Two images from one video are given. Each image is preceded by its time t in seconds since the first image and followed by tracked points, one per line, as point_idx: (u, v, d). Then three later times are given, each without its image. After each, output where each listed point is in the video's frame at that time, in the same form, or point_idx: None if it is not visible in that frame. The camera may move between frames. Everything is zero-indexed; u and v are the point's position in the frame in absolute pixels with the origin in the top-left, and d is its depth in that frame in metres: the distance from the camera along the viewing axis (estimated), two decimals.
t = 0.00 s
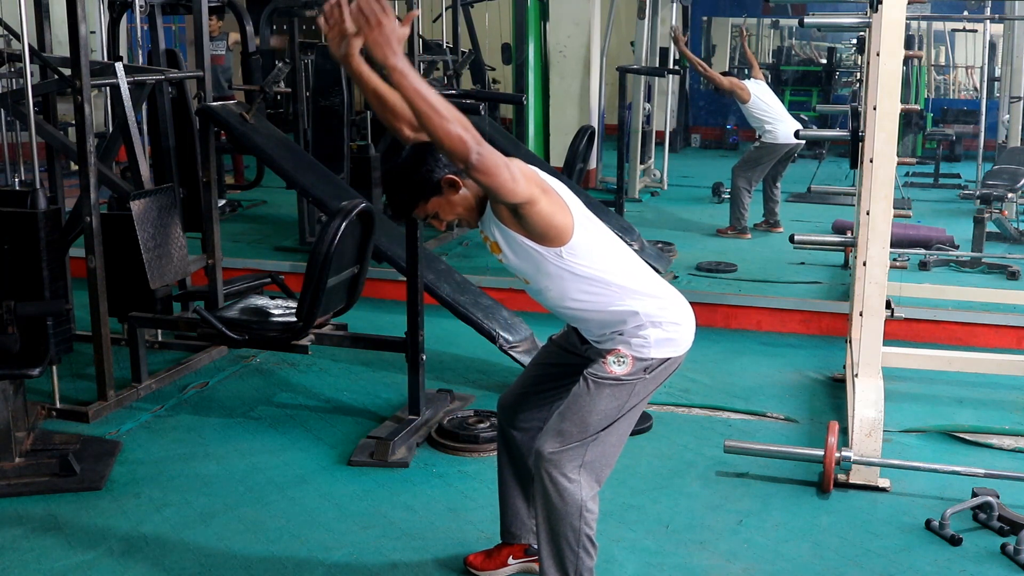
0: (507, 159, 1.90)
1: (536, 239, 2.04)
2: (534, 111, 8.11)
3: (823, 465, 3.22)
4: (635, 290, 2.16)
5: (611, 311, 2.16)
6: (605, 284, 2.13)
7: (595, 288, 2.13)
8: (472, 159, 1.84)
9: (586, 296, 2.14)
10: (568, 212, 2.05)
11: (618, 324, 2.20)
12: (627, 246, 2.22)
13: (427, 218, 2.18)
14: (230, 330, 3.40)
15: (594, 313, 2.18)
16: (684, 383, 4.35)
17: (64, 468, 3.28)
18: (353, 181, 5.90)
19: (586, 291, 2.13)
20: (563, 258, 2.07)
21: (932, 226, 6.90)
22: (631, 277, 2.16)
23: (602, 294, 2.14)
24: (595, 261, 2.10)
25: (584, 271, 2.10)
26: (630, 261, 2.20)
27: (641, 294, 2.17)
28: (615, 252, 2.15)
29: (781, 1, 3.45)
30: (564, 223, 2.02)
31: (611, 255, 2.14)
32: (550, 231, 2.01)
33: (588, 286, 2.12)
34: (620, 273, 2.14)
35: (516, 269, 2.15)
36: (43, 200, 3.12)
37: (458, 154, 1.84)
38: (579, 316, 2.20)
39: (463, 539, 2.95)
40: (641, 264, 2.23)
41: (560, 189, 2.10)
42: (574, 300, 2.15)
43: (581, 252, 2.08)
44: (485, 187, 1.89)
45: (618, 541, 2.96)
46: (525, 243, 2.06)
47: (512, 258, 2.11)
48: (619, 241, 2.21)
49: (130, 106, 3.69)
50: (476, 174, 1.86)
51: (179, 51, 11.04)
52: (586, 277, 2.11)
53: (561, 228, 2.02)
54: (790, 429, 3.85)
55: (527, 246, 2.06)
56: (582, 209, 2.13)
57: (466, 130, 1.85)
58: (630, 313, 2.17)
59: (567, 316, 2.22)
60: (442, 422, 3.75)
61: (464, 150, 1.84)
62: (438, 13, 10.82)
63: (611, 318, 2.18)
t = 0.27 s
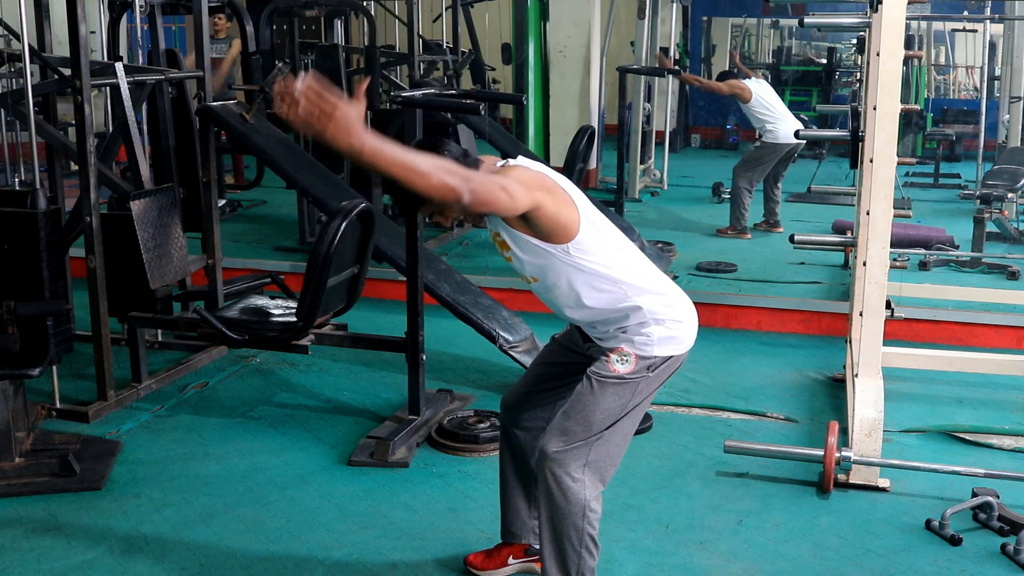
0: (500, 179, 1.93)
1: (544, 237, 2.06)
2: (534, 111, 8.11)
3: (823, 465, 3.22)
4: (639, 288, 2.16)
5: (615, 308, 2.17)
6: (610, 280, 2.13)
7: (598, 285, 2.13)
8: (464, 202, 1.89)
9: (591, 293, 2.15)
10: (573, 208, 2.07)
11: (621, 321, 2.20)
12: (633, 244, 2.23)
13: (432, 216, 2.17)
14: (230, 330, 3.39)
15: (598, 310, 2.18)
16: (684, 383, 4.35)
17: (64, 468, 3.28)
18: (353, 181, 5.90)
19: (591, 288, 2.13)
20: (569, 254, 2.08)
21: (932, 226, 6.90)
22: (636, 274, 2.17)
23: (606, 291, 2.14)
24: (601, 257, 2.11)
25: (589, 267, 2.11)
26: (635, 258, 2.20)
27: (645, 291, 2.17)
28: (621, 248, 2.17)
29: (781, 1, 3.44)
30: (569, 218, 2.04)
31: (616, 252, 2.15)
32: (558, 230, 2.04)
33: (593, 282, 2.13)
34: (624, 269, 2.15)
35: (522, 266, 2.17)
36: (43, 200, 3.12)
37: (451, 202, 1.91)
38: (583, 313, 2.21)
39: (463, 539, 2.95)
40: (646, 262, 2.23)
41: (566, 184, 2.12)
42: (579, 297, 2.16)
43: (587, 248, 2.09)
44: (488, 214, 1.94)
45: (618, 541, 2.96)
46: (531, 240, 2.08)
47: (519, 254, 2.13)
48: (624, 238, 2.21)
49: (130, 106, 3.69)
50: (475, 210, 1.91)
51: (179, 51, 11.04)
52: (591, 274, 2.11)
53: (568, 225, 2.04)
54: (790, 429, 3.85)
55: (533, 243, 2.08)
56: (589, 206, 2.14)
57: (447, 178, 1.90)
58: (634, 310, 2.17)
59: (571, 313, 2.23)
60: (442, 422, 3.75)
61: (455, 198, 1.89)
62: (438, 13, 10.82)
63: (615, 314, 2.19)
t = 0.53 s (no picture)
0: (501, 221, 1.92)
1: (548, 240, 2.07)
2: (534, 111, 8.12)
3: (823, 465, 3.22)
4: (639, 286, 2.16)
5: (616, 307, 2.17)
6: (611, 281, 2.14)
7: (600, 285, 2.13)
8: (474, 262, 1.93)
9: (592, 292, 2.15)
10: (576, 207, 2.06)
11: (621, 320, 2.20)
12: (635, 244, 2.23)
13: (430, 212, 2.18)
14: (230, 330, 3.39)
15: (599, 309, 2.19)
16: (684, 383, 4.35)
17: (64, 468, 3.28)
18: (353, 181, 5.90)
19: (592, 288, 2.14)
20: (571, 254, 2.09)
21: (932, 226, 6.90)
22: (637, 274, 2.17)
23: (609, 290, 2.15)
24: (603, 258, 2.12)
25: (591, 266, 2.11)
26: (638, 257, 2.21)
27: (645, 291, 2.17)
28: (624, 248, 2.17)
29: (781, 1, 3.44)
30: (573, 221, 2.05)
31: (618, 252, 2.15)
32: (563, 234, 2.05)
33: (594, 283, 2.13)
34: (626, 269, 2.15)
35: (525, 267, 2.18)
36: (43, 200, 3.12)
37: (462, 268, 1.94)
38: (583, 313, 2.21)
39: (463, 539, 2.95)
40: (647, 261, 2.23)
41: (567, 183, 2.11)
42: (581, 296, 2.16)
43: (589, 247, 2.09)
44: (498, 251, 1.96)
45: (618, 541, 2.96)
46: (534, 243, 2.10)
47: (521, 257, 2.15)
48: (625, 237, 2.21)
49: (130, 106, 3.69)
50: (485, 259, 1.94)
51: (179, 51, 11.04)
52: (592, 274, 2.12)
53: (570, 227, 2.05)
54: (790, 429, 3.85)
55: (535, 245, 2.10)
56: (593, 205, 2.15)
57: (448, 250, 1.90)
58: (635, 309, 2.17)
59: (572, 314, 2.23)
60: (442, 422, 3.75)
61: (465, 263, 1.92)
62: (438, 13, 10.82)
63: (615, 313, 2.19)
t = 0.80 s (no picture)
0: (525, 264, 1.93)
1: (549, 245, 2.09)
2: (534, 111, 8.11)
3: (823, 465, 3.22)
4: (636, 286, 2.17)
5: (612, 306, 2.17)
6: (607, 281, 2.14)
7: (598, 285, 2.14)
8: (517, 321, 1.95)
9: (590, 292, 2.16)
10: (576, 209, 2.07)
11: (618, 320, 2.20)
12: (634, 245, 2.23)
13: (427, 204, 2.18)
14: (230, 330, 3.39)
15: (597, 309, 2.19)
16: (684, 383, 4.35)
17: (64, 468, 3.28)
18: (353, 181, 5.90)
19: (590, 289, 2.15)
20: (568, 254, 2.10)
21: (932, 226, 6.90)
22: (634, 274, 2.17)
23: (606, 290, 2.15)
24: (599, 258, 2.13)
25: (587, 266, 2.12)
26: (636, 258, 2.21)
27: (643, 291, 2.17)
28: (622, 248, 2.17)
29: (781, 1, 3.44)
30: (575, 225, 2.07)
31: (614, 252, 2.16)
32: (567, 240, 2.08)
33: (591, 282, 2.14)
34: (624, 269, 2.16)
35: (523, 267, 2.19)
36: (43, 200, 3.12)
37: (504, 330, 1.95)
38: (581, 314, 2.21)
39: (463, 539, 2.95)
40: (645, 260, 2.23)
41: (567, 185, 2.12)
42: (579, 297, 2.17)
43: (585, 247, 2.10)
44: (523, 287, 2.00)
45: (618, 541, 2.96)
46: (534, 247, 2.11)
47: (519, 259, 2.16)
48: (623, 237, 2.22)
49: (130, 106, 3.69)
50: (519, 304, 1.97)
51: (179, 51, 11.05)
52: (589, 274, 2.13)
53: (571, 230, 2.06)
54: (790, 429, 3.85)
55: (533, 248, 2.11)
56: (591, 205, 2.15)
57: (493, 329, 1.90)
58: (631, 309, 2.17)
59: (570, 316, 2.22)
60: (442, 422, 3.75)
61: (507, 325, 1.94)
62: (438, 13, 10.83)
63: (612, 313, 2.19)
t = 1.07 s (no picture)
0: (551, 283, 1.96)
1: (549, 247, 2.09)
2: (534, 111, 8.11)
3: (823, 465, 3.22)
4: (633, 283, 2.17)
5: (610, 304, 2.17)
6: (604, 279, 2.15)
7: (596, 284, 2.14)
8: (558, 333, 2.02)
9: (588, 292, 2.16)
10: (574, 208, 2.07)
11: (615, 318, 2.20)
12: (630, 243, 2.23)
13: (421, 205, 2.18)
14: (230, 330, 3.39)
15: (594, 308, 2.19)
16: (684, 383, 4.35)
17: (64, 468, 3.28)
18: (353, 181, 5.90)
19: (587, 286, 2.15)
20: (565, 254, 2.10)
21: (932, 226, 6.90)
22: (631, 272, 2.18)
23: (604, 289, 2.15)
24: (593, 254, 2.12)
25: (584, 264, 2.12)
26: (632, 256, 2.21)
27: (640, 289, 2.17)
28: (619, 247, 2.17)
29: (781, 1, 3.44)
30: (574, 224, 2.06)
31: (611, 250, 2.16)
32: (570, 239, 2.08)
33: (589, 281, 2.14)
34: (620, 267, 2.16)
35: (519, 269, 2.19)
36: (44, 200, 3.12)
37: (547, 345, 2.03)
38: (580, 315, 2.21)
39: (463, 539, 2.95)
40: (643, 259, 2.23)
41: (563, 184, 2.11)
42: (579, 298, 2.18)
43: (582, 246, 2.10)
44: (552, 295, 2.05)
45: (619, 541, 2.96)
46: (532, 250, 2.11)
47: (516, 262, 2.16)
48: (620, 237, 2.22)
49: (130, 107, 3.69)
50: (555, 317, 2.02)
51: (179, 51, 11.05)
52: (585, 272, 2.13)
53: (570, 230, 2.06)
54: (790, 429, 3.85)
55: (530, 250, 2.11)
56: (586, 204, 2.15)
57: (543, 355, 1.98)
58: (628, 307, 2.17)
59: (569, 317, 2.23)
60: (442, 422, 3.75)
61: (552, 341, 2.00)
62: (438, 13, 10.82)
63: (610, 311, 2.19)
